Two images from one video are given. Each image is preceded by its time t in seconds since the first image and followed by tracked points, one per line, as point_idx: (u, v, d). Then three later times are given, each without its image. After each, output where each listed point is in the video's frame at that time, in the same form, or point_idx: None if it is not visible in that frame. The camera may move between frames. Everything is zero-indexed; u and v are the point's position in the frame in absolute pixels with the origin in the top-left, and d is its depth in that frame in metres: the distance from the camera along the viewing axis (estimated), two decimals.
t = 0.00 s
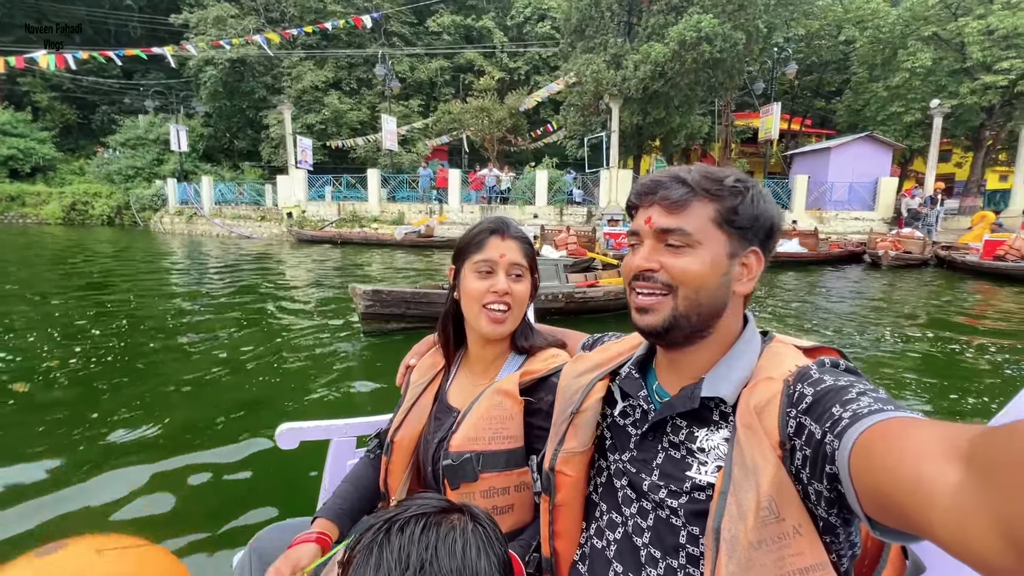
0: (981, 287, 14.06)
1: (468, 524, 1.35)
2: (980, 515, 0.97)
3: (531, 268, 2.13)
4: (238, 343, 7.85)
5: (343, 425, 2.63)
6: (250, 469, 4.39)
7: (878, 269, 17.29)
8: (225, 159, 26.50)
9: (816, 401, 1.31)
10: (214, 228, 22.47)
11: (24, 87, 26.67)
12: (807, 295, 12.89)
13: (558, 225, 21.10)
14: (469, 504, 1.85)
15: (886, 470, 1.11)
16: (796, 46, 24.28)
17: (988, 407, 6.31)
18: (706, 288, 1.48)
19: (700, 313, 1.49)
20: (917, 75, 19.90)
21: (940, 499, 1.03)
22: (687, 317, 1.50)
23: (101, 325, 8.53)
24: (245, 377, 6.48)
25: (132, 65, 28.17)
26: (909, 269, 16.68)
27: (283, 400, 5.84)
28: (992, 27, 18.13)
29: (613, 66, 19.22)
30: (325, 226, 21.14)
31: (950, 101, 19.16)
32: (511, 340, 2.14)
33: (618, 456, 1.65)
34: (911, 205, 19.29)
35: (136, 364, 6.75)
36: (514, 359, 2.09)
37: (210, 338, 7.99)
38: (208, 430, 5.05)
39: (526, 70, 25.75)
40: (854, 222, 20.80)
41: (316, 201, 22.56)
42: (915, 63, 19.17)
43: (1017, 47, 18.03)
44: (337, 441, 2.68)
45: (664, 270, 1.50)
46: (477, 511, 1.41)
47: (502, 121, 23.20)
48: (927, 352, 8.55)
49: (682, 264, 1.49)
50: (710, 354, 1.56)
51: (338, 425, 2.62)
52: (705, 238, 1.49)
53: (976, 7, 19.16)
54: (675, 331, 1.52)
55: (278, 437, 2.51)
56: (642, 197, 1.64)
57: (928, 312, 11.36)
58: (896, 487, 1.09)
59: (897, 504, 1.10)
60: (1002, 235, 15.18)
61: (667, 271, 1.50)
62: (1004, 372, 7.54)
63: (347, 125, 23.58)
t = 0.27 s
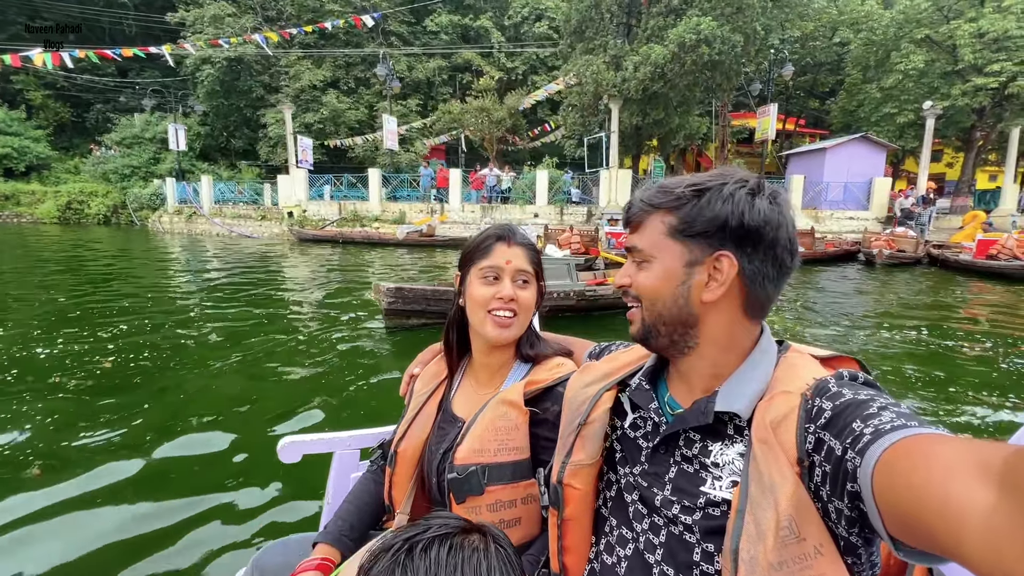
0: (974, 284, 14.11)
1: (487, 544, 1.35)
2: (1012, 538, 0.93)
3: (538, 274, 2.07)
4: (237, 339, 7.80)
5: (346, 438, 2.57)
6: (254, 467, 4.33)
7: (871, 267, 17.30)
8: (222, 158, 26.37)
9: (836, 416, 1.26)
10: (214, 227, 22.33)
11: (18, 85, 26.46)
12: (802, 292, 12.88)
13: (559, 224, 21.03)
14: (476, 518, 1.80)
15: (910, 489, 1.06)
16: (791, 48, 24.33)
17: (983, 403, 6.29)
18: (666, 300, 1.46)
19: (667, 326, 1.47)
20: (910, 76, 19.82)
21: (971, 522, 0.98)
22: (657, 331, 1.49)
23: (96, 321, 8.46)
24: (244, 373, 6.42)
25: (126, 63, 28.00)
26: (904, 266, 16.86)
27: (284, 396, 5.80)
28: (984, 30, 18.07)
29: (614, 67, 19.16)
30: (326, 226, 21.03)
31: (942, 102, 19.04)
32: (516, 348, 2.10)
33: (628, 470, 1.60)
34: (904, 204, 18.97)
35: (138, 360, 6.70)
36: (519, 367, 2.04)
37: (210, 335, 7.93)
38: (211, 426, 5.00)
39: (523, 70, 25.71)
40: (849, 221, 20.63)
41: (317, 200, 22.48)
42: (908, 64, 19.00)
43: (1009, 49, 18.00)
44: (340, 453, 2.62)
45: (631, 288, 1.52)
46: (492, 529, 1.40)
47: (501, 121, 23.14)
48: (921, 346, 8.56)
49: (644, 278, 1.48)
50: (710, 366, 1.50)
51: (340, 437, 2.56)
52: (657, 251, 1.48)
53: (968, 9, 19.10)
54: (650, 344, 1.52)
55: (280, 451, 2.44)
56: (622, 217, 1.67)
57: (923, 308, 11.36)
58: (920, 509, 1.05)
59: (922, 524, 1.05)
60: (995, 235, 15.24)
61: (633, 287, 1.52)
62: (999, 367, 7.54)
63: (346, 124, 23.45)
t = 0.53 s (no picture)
0: (968, 283, 14.13)
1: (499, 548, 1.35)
2: None
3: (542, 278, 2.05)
4: (238, 339, 7.78)
5: (349, 438, 2.54)
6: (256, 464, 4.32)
7: (867, 267, 17.36)
8: (220, 159, 26.32)
9: (847, 428, 1.23)
10: (215, 228, 22.27)
11: (14, 84, 26.36)
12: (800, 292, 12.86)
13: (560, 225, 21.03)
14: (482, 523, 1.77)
15: (924, 503, 1.03)
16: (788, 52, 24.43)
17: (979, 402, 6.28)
18: (668, 310, 1.43)
19: (672, 336, 1.44)
20: (904, 80, 19.82)
21: (987, 537, 0.95)
22: (662, 341, 1.46)
23: (96, 322, 8.44)
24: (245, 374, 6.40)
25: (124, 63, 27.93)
26: (900, 266, 16.98)
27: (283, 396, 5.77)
28: (975, 35, 18.08)
29: (614, 70, 19.20)
30: (329, 226, 20.95)
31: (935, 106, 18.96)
32: (521, 350, 2.07)
33: (638, 479, 1.57)
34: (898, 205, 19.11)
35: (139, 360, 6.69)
36: (524, 369, 2.02)
37: (211, 335, 7.91)
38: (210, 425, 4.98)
39: (522, 72, 25.73)
40: (845, 222, 20.66)
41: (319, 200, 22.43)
42: (902, 69, 19.07)
43: (1000, 54, 18.00)
44: (343, 454, 2.59)
45: (634, 298, 1.50)
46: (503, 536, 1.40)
47: (502, 122, 23.15)
48: (914, 343, 8.59)
49: (648, 287, 1.45)
50: (719, 376, 1.47)
51: (343, 436, 2.52)
52: (659, 261, 1.45)
53: (960, 15, 19.12)
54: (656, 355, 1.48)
55: (282, 450, 2.40)
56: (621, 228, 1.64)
57: (918, 306, 11.42)
58: (936, 524, 1.02)
59: (937, 540, 1.02)
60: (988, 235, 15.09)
61: (636, 298, 1.49)
62: (995, 364, 7.53)
63: (345, 125, 23.42)
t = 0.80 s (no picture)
0: (960, 282, 14.27)
1: (514, 535, 1.38)
2: None
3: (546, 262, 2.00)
4: (237, 339, 7.77)
5: (352, 416, 2.53)
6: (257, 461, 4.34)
7: (861, 266, 17.51)
8: (218, 159, 26.29)
9: (870, 415, 1.23)
10: (216, 227, 22.21)
11: (9, 83, 26.23)
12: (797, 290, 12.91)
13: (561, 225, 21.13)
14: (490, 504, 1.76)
15: (950, 491, 1.04)
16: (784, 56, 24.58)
17: (973, 397, 6.33)
18: (688, 298, 1.42)
19: (692, 324, 1.43)
20: (896, 84, 19.98)
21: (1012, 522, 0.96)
22: (683, 329, 1.45)
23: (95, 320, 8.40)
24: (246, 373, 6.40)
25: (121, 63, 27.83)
26: (895, 266, 16.88)
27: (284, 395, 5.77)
28: (964, 41, 18.26)
29: (614, 73, 19.31)
30: (331, 226, 20.94)
31: (927, 109, 19.13)
32: (529, 332, 2.05)
33: (651, 463, 1.57)
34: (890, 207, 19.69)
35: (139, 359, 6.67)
36: (534, 351, 2.00)
37: (211, 335, 7.89)
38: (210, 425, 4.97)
39: (520, 73, 25.80)
40: (839, 223, 20.79)
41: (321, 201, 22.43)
42: (895, 73, 19.24)
43: (989, 59, 18.14)
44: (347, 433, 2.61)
45: (652, 286, 1.48)
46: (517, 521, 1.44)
47: (503, 123, 23.19)
48: (907, 339, 8.67)
49: (669, 275, 1.44)
50: (741, 361, 1.47)
51: (347, 415, 2.52)
52: (677, 248, 1.43)
53: (950, 20, 19.29)
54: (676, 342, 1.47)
55: (286, 425, 2.45)
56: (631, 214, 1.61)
57: (910, 304, 11.54)
58: (962, 511, 1.02)
59: (961, 526, 1.02)
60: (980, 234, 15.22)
61: (654, 286, 1.47)
62: (988, 360, 7.60)
63: (344, 126, 23.42)
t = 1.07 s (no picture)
0: (957, 281, 14.35)
1: (517, 510, 1.41)
2: None
3: (532, 241, 1.97)
4: (238, 339, 7.82)
5: (352, 395, 2.55)
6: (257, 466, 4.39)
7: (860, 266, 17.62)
8: (219, 160, 26.43)
9: (863, 392, 1.24)
10: (222, 228, 22.33)
11: (11, 85, 26.37)
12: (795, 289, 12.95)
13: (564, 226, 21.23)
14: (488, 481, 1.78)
15: (940, 466, 1.05)
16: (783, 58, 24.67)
17: (966, 393, 6.38)
18: (724, 273, 1.42)
19: (724, 300, 1.43)
20: (893, 87, 20.01)
21: (1002, 494, 0.97)
22: (711, 305, 1.44)
23: (96, 320, 8.45)
24: (247, 373, 6.44)
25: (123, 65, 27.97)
26: (893, 264, 17.18)
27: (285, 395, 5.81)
28: (960, 44, 18.12)
29: (615, 76, 19.42)
30: (336, 227, 21.08)
31: (923, 112, 19.01)
32: (526, 316, 2.07)
33: (646, 442, 1.59)
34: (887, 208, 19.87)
35: (141, 360, 6.71)
36: (531, 337, 2.02)
37: (213, 335, 7.94)
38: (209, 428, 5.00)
39: (521, 76, 25.91)
40: (837, 223, 20.90)
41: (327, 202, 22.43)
42: (891, 76, 19.32)
43: (984, 63, 18.13)
44: (345, 411, 2.63)
45: (678, 259, 1.45)
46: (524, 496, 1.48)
47: (505, 125, 23.27)
48: (902, 337, 8.73)
49: (701, 250, 1.43)
50: (742, 341, 1.49)
51: (346, 394, 2.54)
52: (718, 222, 1.42)
53: (946, 24, 19.27)
54: (697, 318, 1.46)
55: (285, 403, 2.47)
56: (651, 187, 1.59)
57: (907, 303, 11.60)
58: (951, 485, 1.03)
59: (950, 499, 1.04)
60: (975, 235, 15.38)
61: (681, 259, 1.45)
62: (980, 358, 7.68)
63: (346, 128, 23.54)
